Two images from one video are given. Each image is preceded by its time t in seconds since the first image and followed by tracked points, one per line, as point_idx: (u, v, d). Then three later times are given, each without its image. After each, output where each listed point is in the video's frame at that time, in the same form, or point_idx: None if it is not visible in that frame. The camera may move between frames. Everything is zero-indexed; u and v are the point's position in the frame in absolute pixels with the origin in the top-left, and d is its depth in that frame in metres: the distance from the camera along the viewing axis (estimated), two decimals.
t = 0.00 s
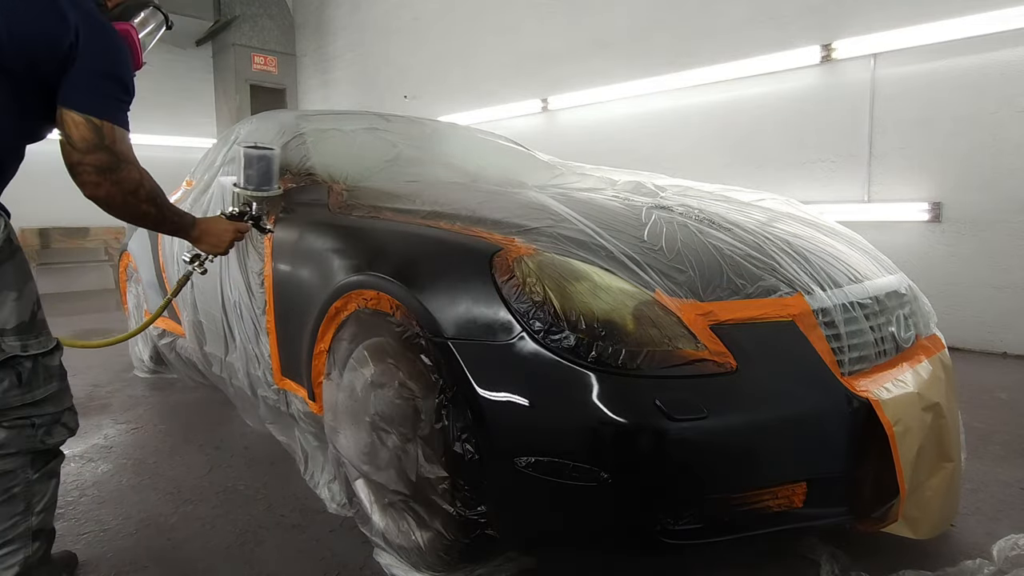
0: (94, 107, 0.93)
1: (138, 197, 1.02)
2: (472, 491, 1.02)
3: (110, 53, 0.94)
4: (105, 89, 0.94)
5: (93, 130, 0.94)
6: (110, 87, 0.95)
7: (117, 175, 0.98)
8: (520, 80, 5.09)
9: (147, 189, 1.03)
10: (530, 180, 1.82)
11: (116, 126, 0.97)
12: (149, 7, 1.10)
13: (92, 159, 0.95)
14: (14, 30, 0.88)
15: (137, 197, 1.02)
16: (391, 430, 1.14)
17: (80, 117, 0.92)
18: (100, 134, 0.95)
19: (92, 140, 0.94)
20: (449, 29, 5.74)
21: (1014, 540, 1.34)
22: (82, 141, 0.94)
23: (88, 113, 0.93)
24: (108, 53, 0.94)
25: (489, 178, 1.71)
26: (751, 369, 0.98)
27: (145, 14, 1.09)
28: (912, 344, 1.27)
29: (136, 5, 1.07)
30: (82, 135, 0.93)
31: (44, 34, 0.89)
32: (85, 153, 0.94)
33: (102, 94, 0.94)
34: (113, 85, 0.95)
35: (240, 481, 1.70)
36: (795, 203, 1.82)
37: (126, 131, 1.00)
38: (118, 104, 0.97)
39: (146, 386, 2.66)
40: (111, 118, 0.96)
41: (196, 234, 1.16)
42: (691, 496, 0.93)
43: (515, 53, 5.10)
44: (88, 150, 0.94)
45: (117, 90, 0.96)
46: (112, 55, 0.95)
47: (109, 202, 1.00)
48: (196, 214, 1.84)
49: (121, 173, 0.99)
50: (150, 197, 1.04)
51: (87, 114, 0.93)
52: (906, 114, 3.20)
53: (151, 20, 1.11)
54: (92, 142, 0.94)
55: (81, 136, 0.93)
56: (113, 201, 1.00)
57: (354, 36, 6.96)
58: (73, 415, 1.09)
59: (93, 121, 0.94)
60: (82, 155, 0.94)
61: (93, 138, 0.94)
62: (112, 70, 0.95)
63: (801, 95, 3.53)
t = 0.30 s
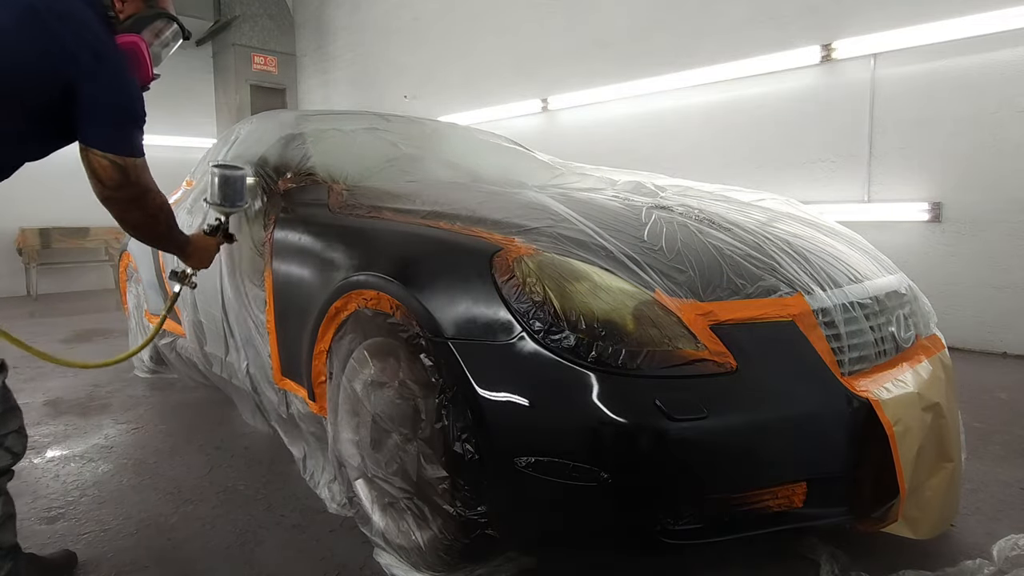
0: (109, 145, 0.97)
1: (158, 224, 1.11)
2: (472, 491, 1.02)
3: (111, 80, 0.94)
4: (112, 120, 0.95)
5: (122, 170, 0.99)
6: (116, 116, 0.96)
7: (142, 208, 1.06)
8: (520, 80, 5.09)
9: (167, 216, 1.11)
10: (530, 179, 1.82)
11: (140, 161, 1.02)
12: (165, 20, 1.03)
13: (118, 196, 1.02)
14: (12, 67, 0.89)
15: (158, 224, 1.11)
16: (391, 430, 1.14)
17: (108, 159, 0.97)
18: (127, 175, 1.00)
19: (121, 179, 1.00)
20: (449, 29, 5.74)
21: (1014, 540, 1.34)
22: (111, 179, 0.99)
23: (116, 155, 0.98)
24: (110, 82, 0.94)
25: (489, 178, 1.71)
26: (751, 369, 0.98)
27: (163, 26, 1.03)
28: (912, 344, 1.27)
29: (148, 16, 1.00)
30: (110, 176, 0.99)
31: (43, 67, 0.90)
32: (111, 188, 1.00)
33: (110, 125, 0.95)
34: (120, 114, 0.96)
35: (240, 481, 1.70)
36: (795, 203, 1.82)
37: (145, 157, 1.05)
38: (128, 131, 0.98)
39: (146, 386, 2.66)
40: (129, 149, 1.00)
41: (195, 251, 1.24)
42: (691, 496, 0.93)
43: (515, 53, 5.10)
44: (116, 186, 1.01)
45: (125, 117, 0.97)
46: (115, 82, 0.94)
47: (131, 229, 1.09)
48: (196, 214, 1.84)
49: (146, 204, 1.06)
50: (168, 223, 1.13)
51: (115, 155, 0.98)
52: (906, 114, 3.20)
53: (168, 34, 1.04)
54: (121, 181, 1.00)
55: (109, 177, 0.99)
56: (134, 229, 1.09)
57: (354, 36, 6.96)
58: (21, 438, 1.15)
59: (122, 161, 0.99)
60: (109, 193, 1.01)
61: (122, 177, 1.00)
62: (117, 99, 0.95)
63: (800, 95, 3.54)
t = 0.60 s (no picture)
0: (97, 144, 0.92)
1: (150, 243, 1.03)
2: (472, 490, 1.02)
3: (108, 78, 0.92)
4: (102, 117, 0.92)
5: (99, 174, 0.93)
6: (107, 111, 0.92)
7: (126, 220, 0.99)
8: (520, 80, 5.09)
9: (158, 232, 1.03)
10: (530, 179, 1.82)
11: (123, 166, 0.96)
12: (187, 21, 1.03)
13: (99, 205, 0.96)
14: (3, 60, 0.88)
15: (147, 240, 1.02)
16: (392, 431, 1.14)
17: (85, 160, 0.92)
18: (106, 179, 0.94)
19: (99, 186, 0.94)
20: (449, 30, 5.74)
21: (1014, 540, 1.34)
22: (90, 186, 0.94)
23: (93, 156, 0.92)
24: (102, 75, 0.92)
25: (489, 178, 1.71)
26: (751, 369, 0.98)
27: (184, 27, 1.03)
28: (912, 344, 1.27)
29: (170, 18, 1.01)
30: (88, 179, 0.93)
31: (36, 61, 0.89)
32: (91, 197, 0.95)
33: (97, 120, 0.91)
34: (111, 109, 0.92)
35: (240, 481, 1.70)
36: (795, 203, 1.82)
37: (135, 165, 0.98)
38: (119, 132, 0.94)
39: (146, 386, 2.66)
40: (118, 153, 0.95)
41: (200, 280, 1.15)
42: (691, 496, 0.93)
43: (515, 53, 5.10)
44: (95, 195, 0.95)
45: (119, 116, 0.94)
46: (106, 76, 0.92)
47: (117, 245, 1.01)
48: (196, 214, 1.84)
49: (134, 216, 0.99)
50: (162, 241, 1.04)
51: (93, 157, 0.92)
52: (906, 114, 3.20)
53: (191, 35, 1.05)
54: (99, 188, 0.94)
55: (87, 180, 0.93)
56: (122, 245, 1.01)
57: (354, 36, 6.96)
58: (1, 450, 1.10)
59: (99, 164, 0.93)
60: (90, 200, 0.95)
61: (99, 182, 0.94)
62: (110, 95, 0.92)
63: (801, 95, 3.54)
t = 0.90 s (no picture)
0: (88, 115, 0.82)
1: (153, 233, 0.92)
2: (472, 490, 1.02)
3: (119, 54, 0.84)
4: (94, 86, 0.82)
5: (88, 150, 0.83)
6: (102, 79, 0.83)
7: (123, 204, 0.89)
8: (520, 80, 5.09)
9: (164, 221, 0.93)
10: (530, 179, 1.82)
11: (119, 141, 0.86)
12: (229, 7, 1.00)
13: (91, 185, 0.86)
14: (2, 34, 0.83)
15: (150, 230, 0.92)
16: (391, 431, 1.14)
17: (74, 132, 0.82)
18: (98, 154, 0.84)
19: (90, 165, 0.84)
20: (449, 29, 5.74)
21: (1014, 540, 1.34)
22: (79, 165, 0.84)
23: (83, 128, 0.82)
24: (98, 39, 0.83)
25: (488, 178, 1.70)
26: (751, 368, 0.98)
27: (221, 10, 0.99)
28: (912, 344, 1.27)
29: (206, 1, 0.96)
30: (78, 155, 0.83)
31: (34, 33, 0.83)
32: (81, 178, 0.85)
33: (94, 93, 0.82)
34: (106, 77, 0.83)
35: (241, 481, 1.70)
36: (795, 203, 1.82)
37: (138, 144, 0.88)
38: (116, 104, 0.84)
39: (146, 386, 2.66)
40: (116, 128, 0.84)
41: (242, 280, 1.06)
42: (691, 495, 0.93)
43: (515, 53, 5.10)
44: (87, 176, 0.85)
45: (120, 86, 0.84)
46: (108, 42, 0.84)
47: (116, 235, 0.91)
48: (196, 214, 1.84)
49: (131, 199, 0.89)
50: (167, 231, 0.94)
51: (83, 130, 0.82)
52: (905, 114, 3.20)
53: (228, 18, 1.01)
54: (88, 166, 0.84)
55: (76, 156, 0.83)
56: (121, 236, 0.91)
57: (354, 36, 6.96)
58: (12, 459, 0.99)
59: (89, 136, 0.83)
60: (81, 181, 0.85)
61: (89, 159, 0.84)
62: (108, 63, 0.83)
63: (801, 95, 3.54)
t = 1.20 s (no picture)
0: (93, 116, 0.77)
1: (167, 243, 0.87)
2: (472, 491, 1.03)
3: (127, 52, 0.78)
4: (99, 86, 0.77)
5: (92, 154, 0.79)
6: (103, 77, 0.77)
7: (135, 212, 0.84)
8: (520, 80, 5.09)
9: (179, 230, 0.87)
10: (530, 179, 1.82)
11: (128, 144, 0.80)
12: (270, 2, 1.00)
13: (101, 193, 0.82)
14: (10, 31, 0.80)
15: (166, 241, 0.87)
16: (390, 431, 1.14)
17: (80, 136, 0.78)
18: (104, 159, 0.80)
19: (96, 171, 0.80)
20: (449, 29, 5.74)
21: (1014, 540, 1.34)
22: (86, 172, 0.80)
23: (87, 131, 0.78)
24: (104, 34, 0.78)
25: (488, 179, 1.70)
26: (751, 368, 0.98)
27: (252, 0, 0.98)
28: (912, 344, 1.27)
29: None
30: (84, 160, 0.79)
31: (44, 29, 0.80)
32: (89, 186, 0.81)
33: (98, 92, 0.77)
34: (111, 76, 0.77)
35: (240, 481, 1.70)
36: (795, 203, 1.82)
37: (150, 147, 0.83)
38: (124, 103, 0.78)
39: (146, 386, 2.66)
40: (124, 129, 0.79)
41: (282, 297, 1.00)
42: (690, 495, 0.93)
43: (515, 53, 5.10)
44: (95, 184, 0.81)
45: (126, 84, 0.78)
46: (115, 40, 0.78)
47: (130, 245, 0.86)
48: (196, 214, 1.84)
49: (143, 207, 0.85)
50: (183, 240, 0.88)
51: (86, 135, 0.78)
52: (905, 114, 3.20)
53: (267, 11, 1.00)
54: (94, 172, 0.80)
55: (82, 162, 0.79)
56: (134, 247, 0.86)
57: (354, 36, 6.96)
58: (63, 453, 0.96)
59: (95, 140, 0.78)
60: (90, 188, 0.82)
61: (95, 164, 0.79)
62: (117, 62, 0.77)
63: (801, 95, 3.54)
